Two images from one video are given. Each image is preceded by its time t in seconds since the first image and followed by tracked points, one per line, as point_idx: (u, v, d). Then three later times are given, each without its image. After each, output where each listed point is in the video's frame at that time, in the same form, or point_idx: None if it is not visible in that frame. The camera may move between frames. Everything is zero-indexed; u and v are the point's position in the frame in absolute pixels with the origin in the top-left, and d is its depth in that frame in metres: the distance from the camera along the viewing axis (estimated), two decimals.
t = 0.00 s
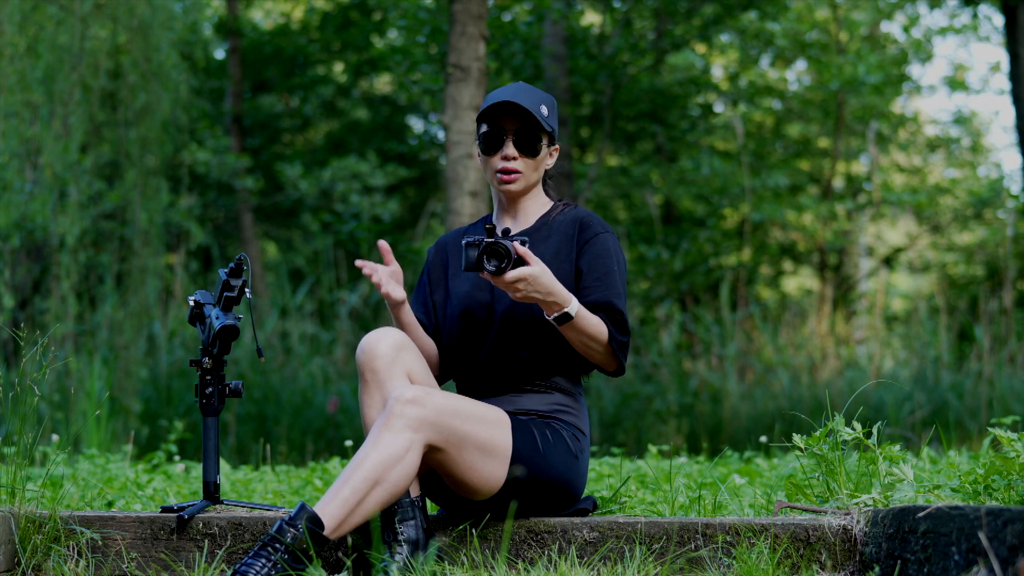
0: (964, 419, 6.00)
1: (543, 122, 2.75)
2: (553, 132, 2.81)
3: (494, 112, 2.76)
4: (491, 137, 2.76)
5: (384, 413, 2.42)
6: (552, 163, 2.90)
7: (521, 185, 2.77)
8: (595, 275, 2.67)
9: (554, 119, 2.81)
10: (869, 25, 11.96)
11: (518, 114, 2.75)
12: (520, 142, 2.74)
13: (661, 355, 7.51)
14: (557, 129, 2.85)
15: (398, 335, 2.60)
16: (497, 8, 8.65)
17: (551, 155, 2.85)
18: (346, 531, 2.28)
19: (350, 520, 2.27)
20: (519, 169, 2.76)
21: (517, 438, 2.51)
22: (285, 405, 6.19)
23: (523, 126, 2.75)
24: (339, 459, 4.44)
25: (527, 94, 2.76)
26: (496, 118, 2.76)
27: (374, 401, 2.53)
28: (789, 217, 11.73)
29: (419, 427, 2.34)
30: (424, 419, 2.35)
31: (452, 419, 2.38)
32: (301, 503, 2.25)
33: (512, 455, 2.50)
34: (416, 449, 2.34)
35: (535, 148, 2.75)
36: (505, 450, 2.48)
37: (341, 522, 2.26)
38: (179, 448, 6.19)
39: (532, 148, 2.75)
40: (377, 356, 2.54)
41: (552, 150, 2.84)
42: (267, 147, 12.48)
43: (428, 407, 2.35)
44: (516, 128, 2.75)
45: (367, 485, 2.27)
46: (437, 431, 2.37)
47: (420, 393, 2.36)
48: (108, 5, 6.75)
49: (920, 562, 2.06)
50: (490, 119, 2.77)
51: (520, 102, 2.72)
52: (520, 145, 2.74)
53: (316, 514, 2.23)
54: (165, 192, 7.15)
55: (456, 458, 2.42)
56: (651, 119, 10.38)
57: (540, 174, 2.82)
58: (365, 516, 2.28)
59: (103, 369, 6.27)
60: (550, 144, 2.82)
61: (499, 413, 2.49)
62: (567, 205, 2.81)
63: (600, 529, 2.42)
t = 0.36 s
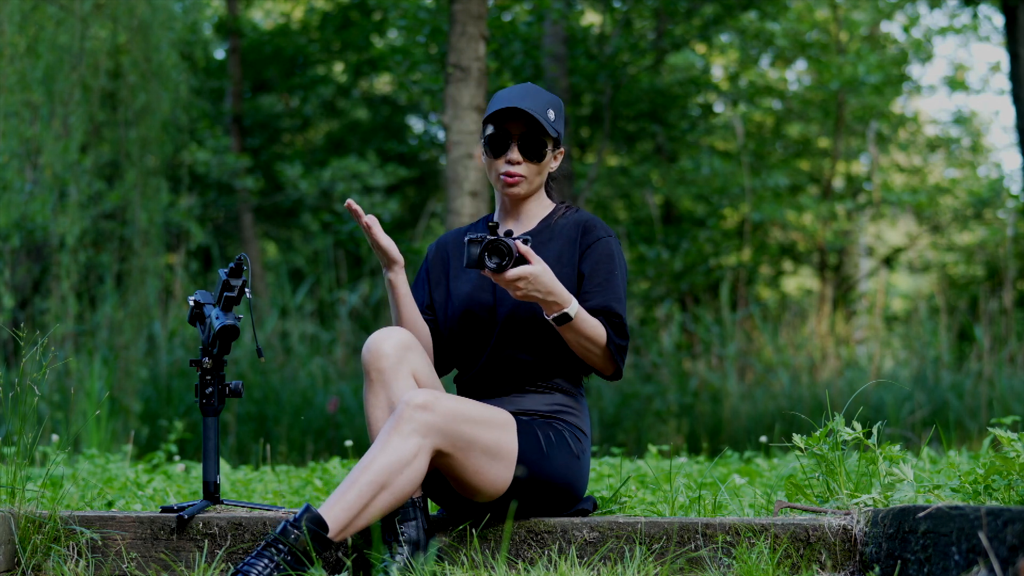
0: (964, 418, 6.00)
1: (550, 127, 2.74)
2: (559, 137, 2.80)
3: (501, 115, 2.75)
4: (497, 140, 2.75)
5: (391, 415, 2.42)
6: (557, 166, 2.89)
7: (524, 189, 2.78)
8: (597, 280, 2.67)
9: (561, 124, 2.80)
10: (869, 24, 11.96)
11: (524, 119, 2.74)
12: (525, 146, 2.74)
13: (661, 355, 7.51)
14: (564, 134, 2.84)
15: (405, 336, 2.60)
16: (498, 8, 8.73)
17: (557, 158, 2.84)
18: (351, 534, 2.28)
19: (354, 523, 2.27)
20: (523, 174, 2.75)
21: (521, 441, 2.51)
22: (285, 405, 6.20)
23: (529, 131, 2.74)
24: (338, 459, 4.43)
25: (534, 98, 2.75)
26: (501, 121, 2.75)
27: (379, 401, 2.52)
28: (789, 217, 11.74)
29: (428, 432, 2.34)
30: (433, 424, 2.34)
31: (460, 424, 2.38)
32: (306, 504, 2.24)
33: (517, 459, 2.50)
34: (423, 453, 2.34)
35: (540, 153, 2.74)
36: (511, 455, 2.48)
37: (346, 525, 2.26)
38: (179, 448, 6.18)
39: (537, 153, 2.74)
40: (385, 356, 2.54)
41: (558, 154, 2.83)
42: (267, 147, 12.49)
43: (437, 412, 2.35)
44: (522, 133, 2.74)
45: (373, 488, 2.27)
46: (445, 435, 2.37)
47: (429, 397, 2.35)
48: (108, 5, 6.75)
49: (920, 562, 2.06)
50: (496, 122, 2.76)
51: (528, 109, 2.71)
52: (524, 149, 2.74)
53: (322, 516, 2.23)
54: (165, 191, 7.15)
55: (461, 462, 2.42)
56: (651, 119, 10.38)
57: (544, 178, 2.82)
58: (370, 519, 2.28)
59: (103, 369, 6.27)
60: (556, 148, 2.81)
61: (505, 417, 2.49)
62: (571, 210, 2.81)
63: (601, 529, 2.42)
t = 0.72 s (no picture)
0: (964, 419, 6.00)
1: (546, 128, 2.73)
2: (556, 136, 2.79)
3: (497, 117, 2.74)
4: (494, 142, 2.75)
5: (394, 415, 2.41)
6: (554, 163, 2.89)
7: (521, 190, 2.78)
8: (596, 281, 2.67)
9: (557, 122, 2.79)
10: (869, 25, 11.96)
11: (521, 120, 2.73)
12: (521, 148, 2.73)
13: (661, 355, 7.51)
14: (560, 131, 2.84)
15: (405, 336, 2.60)
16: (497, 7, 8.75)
17: (553, 156, 2.84)
18: (352, 535, 2.28)
19: (356, 524, 2.27)
20: (520, 175, 2.75)
21: (522, 443, 2.51)
22: (285, 405, 6.20)
23: (525, 132, 2.73)
24: (339, 459, 4.43)
25: (530, 99, 2.74)
26: (497, 123, 2.75)
27: (381, 401, 2.52)
28: (789, 217, 11.74)
29: (430, 434, 2.34)
30: (435, 425, 2.34)
31: (462, 426, 2.38)
32: (307, 505, 2.24)
33: (518, 460, 2.50)
34: (424, 455, 2.33)
35: (537, 154, 2.74)
36: (512, 456, 2.48)
37: (347, 526, 2.26)
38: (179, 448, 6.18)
39: (534, 154, 2.73)
40: (387, 357, 2.54)
41: (554, 152, 2.83)
42: (267, 147, 12.49)
43: (438, 413, 2.35)
44: (519, 135, 2.74)
45: (375, 489, 2.27)
46: (446, 437, 2.36)
47: (432, 399, 2.35)
48: (108, 5, 6.75)
49: (920, 562, 2.06)
50: (493, 124, 2.75)
51: (524, 112, 2.71)
52: (521, 151, 2.73)
53: (322, 517, 2.23)
54: (165, 191, 7.15)
55: (463, 463, 2.42)
56: (651, 119, 10.37)
57: (541, 177, 2.82)
58: (371, 521, 2.29)
59: (103, 369, 6.27)
60: (553, 147, 2.81)
61: (507, 418, 2.49)
62: (568, 209, 2.81)
63: (601, 529, 2.42)
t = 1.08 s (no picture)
0: (964, 418, 6.00)
1: (544, 128, 2.74)
2: (554, 136, 2.79)
3: (496, 118, 2.74)
4: (492, 142, 2.74)
5: (395, 415, 2.41)
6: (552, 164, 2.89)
7: (519, 190, 2.77)
8: (595, 282, 2.67)
9: (555, 123, 2.80)
10: (869, 24, 11.96)
11: (519, 120, 2.74)
12: (519, 148, 2.73)
13: (661, 355, 7.51)
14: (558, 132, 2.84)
15: (412, 336, 2.61)
16: (497, 8, 8.76)
17: (551, 157, 2.84)
18: (352, 534, 2.29)
19: (356, 524, 2.27)
20: (518, 175, 2.75)
21: (522, 443, 2.51)
22: (285, 405, 6.20)
23: (523, 133, 2.73)
24: (338, 459, 4.43)
25: (528, 99, 2.75)
26: (496, 124, 2.75)
27: (384, 401, 2.52)
28: (790, 217, 11.75)
29: (430, 434, 2.34)
30: (435, 426, 2.34)
31: (463, 426, 2.38)
32: (307, 504, 2.25)
33: (519, 461, 2.50)
34: (425, 455, 2.33)
35: (535, 154, 2.73)
36: (513, 457, 2.48)
37: (347, 526, 2.26)
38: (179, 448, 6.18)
39: (532, 154, 2.73)
40: (390, 356, 2.54)
41: (552, 153, 2.83)
42: (267, 147, 12.49)
43: (439, 413, 2.35)
44: (517, 135, 2.73)
45: (376, 489, 2.27)
46: (447, 437, 2.36)
47: (433, 399, 2.35)
48: (108, 5, 6.75)
49: (920, 562, 2.06)
50: (491, 124, 2.75)
51: (523, 112, 2.71)
52: (519, 151, 2.73)
53: (323, 516, 2.23)
54: (164, 191, 7.15)
55: (464, 464, 2.42)
56: (651, 119, 10.37)
57: (539, 177, 2.81)
58: (373, 520, 2.29)
59: (103, 369, 6.27)
60: (551, 148, 2.81)
61: (507, 419, 2.49)
62: (568, 209, 2.81)
63: (601, 529, 2.42)
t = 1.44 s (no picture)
0: (964, 418, 6.00)
1: (541, 127, 2.74)
2: (550, 136, 2.80)
3: (493, 118, 2.75)
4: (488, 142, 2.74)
5: (395, 415, 2.41)
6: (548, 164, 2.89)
7: (516, 190, 2.77)
8: (592, 279, 2.67)
9: (551, 122, 2.80)
10: (869, 24, 11.96)
11: (516, 120, 2.74)
12: (516, 148, 2.73)
13: (661, 355, 7.51)
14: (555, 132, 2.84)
15: (411, 336, 2.61)
16: (497, 8, 8.77)
17: (547, 156, 2.84)
18: (353, 534, 2.29)
19: (356, 524, 2.27)
20: (515, 174, 2.75)
21: (522, 443, 2.51)
22: (285, 405, 6.20)
23: (519, 133, 2.74)
24: (338, 459, 4.43)
25: (525, 99, 2.75)
26: (493, 124, 2.75)
27: (384, 401, 2.52)
28: (790, 217, 11.75)
29: (431, 434, 2.34)
30: (436, 426, 2.34)
31: (463, 426, 2.38)
32: (307, 504, 2.25)
33: (518, 461, 2.50)
34: (425, 455, 2.33)
35: (532, 153, 2.74)
36: (513, 457, 2.48)
37: (347, 526, 2.26)
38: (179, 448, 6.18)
39: (529, 154, 2.74)
40: (391, 357, 2.54)
41: (549, 152, 2.83)
42: (267, 147, 12.49)
43: (439, 413, 2.35)
44: (514, 134, 2.74)
45: (376, 490, 2.27)
46: (447, 437, 2.36)
47: (433, 399, 2.35)
48: (108, 5, 6.75)
49: (920, 562, 2.06)
50: (488, 124, 2.76)
51: (519, 111, 2.71)
52: (516, 150, 2.73)
53: (323, 517, 2.23)
54: (165, 191, 7.15)
55: (464, 464, 2.42)
56: (651, 119, 10.37)
57: (536, 177, 2.81)
58: (373, 520, 2.29)
59: (103, 369, 6.27)
60: (547, 147, 2.81)
61: (506, 419, 2.49)
62: (565, 208, 2.81)
63: (601, 529, 2.42)
